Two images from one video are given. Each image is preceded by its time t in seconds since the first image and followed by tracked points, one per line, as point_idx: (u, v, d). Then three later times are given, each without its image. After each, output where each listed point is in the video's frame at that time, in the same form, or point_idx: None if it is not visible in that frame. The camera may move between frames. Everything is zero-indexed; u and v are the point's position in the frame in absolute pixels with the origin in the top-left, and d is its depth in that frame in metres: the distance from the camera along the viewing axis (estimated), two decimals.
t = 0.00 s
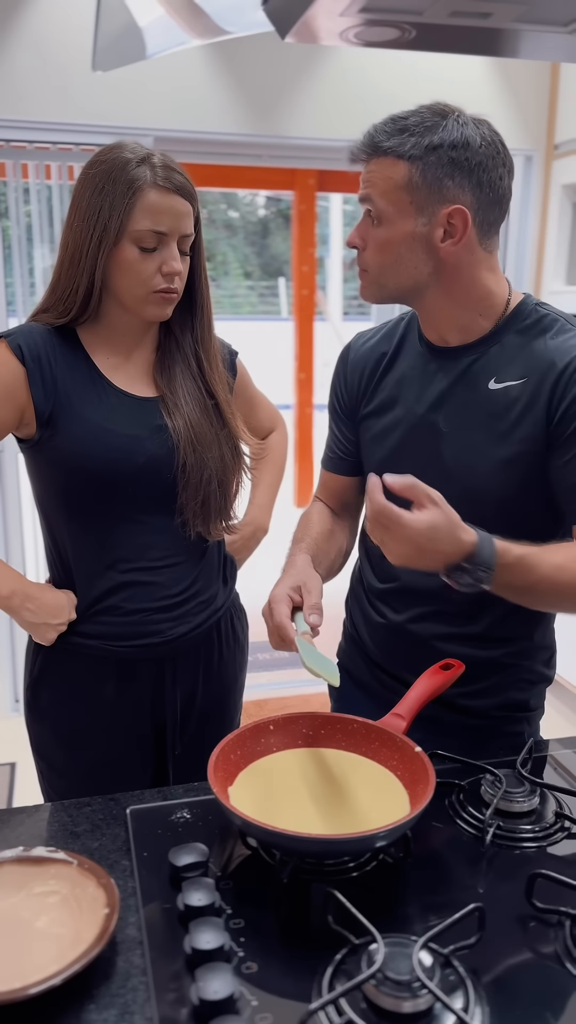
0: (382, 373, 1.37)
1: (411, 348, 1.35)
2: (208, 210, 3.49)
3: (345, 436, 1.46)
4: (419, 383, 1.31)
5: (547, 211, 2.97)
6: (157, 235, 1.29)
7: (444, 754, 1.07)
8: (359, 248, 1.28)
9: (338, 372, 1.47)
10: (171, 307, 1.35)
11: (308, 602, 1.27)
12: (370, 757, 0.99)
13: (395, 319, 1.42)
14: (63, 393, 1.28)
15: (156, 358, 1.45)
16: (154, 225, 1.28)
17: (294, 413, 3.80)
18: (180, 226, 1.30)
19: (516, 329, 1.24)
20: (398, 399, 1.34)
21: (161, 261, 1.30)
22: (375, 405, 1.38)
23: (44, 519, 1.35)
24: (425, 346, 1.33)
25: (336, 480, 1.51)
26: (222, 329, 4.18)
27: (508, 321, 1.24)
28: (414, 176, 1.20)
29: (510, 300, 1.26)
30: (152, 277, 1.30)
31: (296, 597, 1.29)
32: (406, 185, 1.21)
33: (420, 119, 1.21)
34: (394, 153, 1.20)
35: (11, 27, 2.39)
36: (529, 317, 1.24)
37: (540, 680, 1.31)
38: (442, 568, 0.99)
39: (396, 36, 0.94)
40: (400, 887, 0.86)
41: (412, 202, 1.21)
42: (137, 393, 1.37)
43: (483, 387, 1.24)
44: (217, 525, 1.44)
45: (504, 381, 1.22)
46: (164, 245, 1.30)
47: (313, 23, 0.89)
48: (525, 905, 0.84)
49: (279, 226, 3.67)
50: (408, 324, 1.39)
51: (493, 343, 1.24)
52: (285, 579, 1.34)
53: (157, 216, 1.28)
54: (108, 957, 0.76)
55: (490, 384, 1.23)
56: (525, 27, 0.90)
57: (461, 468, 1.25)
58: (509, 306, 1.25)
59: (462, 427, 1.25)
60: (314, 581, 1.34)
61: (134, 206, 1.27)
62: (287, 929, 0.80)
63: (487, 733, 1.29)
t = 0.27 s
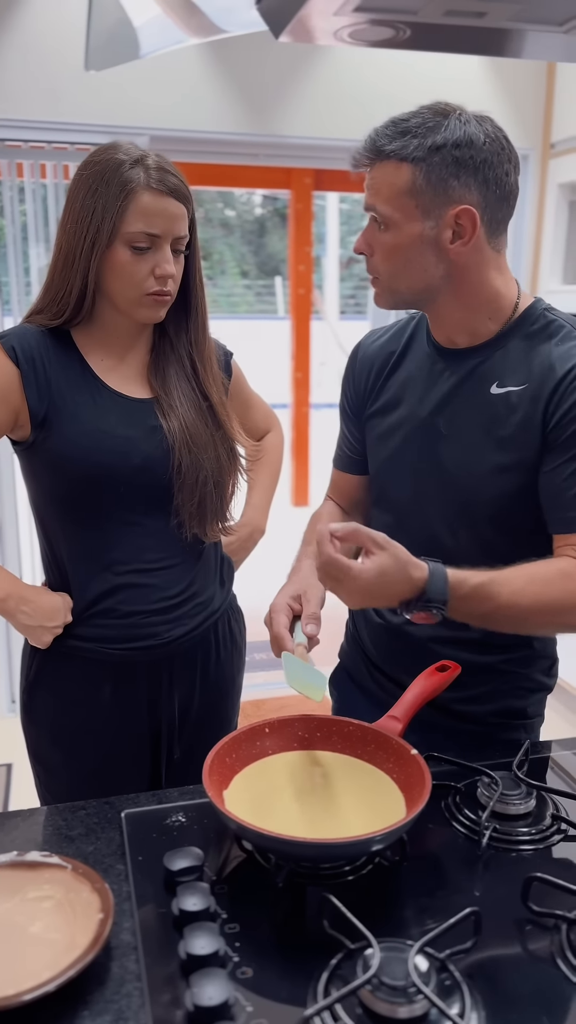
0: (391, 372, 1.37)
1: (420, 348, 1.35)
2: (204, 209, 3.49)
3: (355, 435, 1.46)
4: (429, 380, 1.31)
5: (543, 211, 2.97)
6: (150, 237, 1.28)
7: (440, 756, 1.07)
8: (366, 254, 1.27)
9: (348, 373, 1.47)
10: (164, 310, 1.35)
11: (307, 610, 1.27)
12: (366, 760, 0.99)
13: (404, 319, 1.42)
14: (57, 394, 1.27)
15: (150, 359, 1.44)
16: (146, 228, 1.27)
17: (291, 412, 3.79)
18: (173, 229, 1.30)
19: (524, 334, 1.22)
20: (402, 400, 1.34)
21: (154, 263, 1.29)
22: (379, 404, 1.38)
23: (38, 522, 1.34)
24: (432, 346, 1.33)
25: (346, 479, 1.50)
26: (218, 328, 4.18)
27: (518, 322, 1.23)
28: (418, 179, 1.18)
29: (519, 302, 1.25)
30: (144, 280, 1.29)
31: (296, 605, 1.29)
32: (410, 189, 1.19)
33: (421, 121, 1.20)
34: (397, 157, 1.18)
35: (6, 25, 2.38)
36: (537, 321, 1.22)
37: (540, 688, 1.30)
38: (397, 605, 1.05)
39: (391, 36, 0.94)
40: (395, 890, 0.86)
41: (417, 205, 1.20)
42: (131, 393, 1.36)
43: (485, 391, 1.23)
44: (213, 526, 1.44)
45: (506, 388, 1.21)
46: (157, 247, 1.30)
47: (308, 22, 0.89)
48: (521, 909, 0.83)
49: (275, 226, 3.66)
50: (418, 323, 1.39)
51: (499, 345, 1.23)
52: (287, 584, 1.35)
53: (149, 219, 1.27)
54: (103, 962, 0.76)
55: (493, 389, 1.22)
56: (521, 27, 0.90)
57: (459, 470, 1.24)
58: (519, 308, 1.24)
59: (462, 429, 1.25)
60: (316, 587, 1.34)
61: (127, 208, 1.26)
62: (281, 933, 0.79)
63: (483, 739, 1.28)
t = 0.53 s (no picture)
0: (390, 374, 1.37)
1: (421, 347, 1.34)
2: (198, 207, 3.48)
3: (352, 435, 1.45)
4: (435, 380, 1.29)
5: (540, 208, 2.96)
6: (147, 239, 1.27)
7: (440, 759, 1.06)
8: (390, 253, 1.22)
9: (346, 372, 1.46)
10: (160, 312, 1.33)
11: (304, 597, 1.26)
12: (366, 764, 0.98)
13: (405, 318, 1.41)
14: (55, 395, 1.26)
15: (148, 360, 1.43)
16: (143, 230, 1.26)
17: (286, 411, 3.78)
18: (171, 231, 1.28)
19: (529, 333, 1.22)
20: (404, 399, 1.33)
21: (150, 266, 1.28)
22: (379, 404, 1.37)
23: (36, 524, 1.33)
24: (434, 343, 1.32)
25: (342, 478, 1.50)
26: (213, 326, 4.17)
27: (522, 322, 1.23)
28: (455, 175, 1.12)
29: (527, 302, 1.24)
30: (141, 282, 1.28)
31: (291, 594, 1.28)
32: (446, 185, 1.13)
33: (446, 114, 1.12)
34: (459, 146, 1.02)
35: None
36: (543, 320, 1.22)
37: (542, 693, 1.30)
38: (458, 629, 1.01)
39: (390, 33, 0.93)
40: (396, 895, 0.85)
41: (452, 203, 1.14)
42: (129, 394, 1.35)
43: (492, 389, 1.23)
44: (213, 528, 1.42)
45: (514, 386, 1.21)
46: (154, 249, 1.28)
47: (306, 18, 0.88)
48: (523, 914, 0.82)
49: (270, 224, 3.65)
50: (418, 322, 1.38)
51: (504, 344, 1.23)
52: (282, 571, 1.33)
53: (146, 221, 1.26)
54: (100, 971, 0.75)
55: (500, 387, 1.22)
56: (521, 23, 0.89)
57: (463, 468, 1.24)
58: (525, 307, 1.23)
59: (466, 428, 1.24)
60: (312, 579, 1.33)
61: (125, 209, 1.25)
62: (281, 941, 0.78)
63: (484, 742, 1.28)
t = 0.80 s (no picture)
0: (387, 378, 1.36)
1: (424, 346, 1.34)
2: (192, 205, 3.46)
3: (348, 431, 1.41)
4: (443, 377, 1.29)
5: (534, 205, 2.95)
6: (152, 240, 1.26)
7: (444, 762, 1.05)
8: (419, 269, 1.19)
9: (340, 359, 1.43)
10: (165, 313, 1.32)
11: (298, 580, 1.23)
12: (371, 768, 0.97)
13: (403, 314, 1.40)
14: (60, 395, 1.25)
15: (151, 360, 1.42)
16: (149, 230, 1.24)
17: (280, 409, 3.76)
18: (178, 232, 1.27)
19: (542, 330, 1.25)
20: (412, 399, 1.32)
21: (155, 267, 1.26)
22: (381, 404, 1.35)
23: (40, 526, 1.31)
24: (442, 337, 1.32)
25: (324, 474, 1.46)
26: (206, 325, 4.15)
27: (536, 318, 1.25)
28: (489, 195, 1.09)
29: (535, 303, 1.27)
30: (146, 284, 1.26)
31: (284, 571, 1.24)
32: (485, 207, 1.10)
33: (477, 127, 1.08)
34: (512, 174, 1.06)
35: None
36: (552, 318, 1.25)
37: (547, 689, 1.31)
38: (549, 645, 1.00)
39: (398, 27, 0.92)
40: (403, 902, 0.84)
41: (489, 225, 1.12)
42: (133, 394, 1.33)
43: (511, 382, 1.24)
44: (218, 530, 1.41)
45: (533, 377, 1.23)
46: (159, 251, 1.27)
47: (312, 12, 0.87)
48: (532, 920, 0.82)
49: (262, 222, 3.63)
50: (419, 320, 1.37)
51: (519, 339, 1.25)
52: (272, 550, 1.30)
53: (152, 222, 1.24)
54: (106, 981, 0.74)
55: (518, 380, 1.23)
56: (530, 18, 0.88)
57: (480, 463, 1.24)
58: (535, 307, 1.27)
59: (484, 421, 1.25)
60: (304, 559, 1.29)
61: (131, 210, 1.24)
62: (289, 949, 0.77)
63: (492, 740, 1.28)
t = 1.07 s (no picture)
0: (387, 374, 1.34)
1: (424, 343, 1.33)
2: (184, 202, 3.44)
3: (339, 435, 1.40)
4: (447, 377, 1.29)
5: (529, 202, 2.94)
6: (161, 239, 1.24)
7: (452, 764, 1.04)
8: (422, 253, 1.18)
9: (333, 358, 1.41)
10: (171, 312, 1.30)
11: (303, 627, 1.15)
12: (381, 772, 0.96)
13: (398, 313, 1.39)
14: (67, 394, 1.23)
15: (158, 359, 1.40)
16: (157, 228, 1.23)
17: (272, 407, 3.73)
18: (187, 231, 1.25)
19: (542, 332, 1.26)
20: (415, 398, 1.31)
21: (163, 266, 1.24)
22: (381, 403, 1.34)
23: (46, 526, 1.29)
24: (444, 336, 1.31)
25: (320, 478, 1.44)
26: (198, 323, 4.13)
27: (536, 321, 1.26)
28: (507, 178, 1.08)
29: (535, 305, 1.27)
30: (153, 282, 1.25)
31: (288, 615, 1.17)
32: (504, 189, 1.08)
33: (486, 111, 1.07)
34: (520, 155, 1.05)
35: None
36: (552, 319, 1.27)
37: (549, 685, 1.32)
38: None
39: (409, 19, 0.91)
40: (415, 908, 0.83)
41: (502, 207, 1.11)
42: (139, 393, 1.32)
43: (516, 385, 1.24)
44: (225, 531, 1.40)
45: (538, 381, 1.23)
46: (166, 249, 1.25)
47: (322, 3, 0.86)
48: (546, 925, 0.81)
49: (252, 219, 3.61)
50: (416, 317, 1.36)
51: (520, 342, 1.25)
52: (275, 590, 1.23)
53: (161, 220, 1.23)
54: (117, 991, 0.72)
55: (524, 383, 1.24)
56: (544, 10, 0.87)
57: (486, 465, 1.24)
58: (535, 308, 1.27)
59: (489, 423, 1.24)
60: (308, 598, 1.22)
61: (139, 207, 1.22)
62: (302, 957, 0.76)
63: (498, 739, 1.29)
